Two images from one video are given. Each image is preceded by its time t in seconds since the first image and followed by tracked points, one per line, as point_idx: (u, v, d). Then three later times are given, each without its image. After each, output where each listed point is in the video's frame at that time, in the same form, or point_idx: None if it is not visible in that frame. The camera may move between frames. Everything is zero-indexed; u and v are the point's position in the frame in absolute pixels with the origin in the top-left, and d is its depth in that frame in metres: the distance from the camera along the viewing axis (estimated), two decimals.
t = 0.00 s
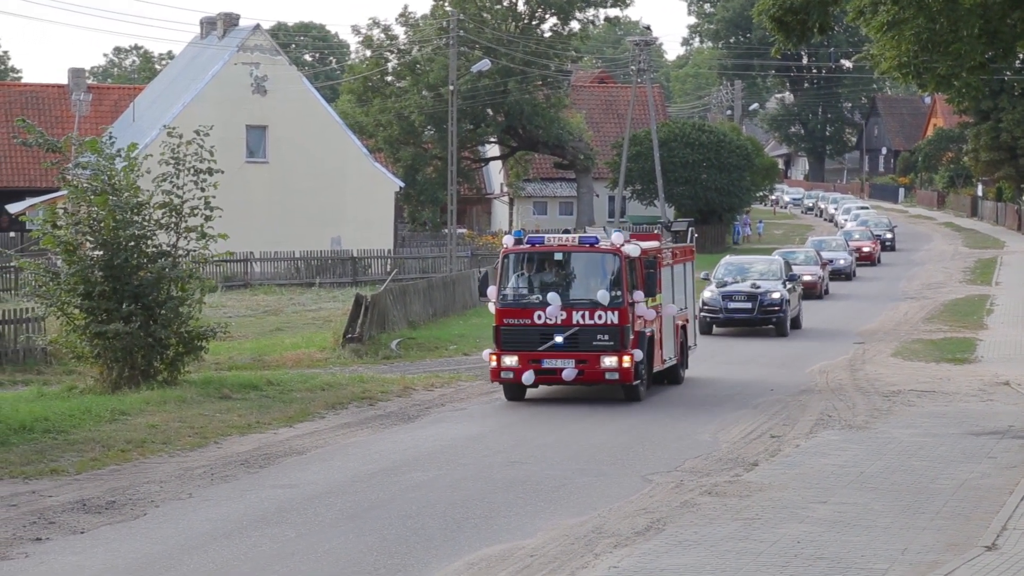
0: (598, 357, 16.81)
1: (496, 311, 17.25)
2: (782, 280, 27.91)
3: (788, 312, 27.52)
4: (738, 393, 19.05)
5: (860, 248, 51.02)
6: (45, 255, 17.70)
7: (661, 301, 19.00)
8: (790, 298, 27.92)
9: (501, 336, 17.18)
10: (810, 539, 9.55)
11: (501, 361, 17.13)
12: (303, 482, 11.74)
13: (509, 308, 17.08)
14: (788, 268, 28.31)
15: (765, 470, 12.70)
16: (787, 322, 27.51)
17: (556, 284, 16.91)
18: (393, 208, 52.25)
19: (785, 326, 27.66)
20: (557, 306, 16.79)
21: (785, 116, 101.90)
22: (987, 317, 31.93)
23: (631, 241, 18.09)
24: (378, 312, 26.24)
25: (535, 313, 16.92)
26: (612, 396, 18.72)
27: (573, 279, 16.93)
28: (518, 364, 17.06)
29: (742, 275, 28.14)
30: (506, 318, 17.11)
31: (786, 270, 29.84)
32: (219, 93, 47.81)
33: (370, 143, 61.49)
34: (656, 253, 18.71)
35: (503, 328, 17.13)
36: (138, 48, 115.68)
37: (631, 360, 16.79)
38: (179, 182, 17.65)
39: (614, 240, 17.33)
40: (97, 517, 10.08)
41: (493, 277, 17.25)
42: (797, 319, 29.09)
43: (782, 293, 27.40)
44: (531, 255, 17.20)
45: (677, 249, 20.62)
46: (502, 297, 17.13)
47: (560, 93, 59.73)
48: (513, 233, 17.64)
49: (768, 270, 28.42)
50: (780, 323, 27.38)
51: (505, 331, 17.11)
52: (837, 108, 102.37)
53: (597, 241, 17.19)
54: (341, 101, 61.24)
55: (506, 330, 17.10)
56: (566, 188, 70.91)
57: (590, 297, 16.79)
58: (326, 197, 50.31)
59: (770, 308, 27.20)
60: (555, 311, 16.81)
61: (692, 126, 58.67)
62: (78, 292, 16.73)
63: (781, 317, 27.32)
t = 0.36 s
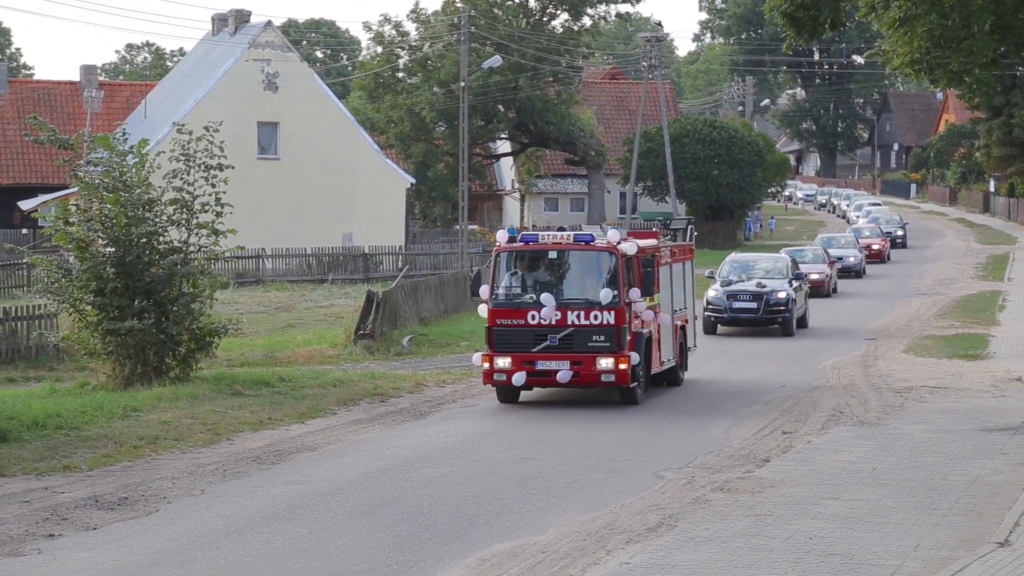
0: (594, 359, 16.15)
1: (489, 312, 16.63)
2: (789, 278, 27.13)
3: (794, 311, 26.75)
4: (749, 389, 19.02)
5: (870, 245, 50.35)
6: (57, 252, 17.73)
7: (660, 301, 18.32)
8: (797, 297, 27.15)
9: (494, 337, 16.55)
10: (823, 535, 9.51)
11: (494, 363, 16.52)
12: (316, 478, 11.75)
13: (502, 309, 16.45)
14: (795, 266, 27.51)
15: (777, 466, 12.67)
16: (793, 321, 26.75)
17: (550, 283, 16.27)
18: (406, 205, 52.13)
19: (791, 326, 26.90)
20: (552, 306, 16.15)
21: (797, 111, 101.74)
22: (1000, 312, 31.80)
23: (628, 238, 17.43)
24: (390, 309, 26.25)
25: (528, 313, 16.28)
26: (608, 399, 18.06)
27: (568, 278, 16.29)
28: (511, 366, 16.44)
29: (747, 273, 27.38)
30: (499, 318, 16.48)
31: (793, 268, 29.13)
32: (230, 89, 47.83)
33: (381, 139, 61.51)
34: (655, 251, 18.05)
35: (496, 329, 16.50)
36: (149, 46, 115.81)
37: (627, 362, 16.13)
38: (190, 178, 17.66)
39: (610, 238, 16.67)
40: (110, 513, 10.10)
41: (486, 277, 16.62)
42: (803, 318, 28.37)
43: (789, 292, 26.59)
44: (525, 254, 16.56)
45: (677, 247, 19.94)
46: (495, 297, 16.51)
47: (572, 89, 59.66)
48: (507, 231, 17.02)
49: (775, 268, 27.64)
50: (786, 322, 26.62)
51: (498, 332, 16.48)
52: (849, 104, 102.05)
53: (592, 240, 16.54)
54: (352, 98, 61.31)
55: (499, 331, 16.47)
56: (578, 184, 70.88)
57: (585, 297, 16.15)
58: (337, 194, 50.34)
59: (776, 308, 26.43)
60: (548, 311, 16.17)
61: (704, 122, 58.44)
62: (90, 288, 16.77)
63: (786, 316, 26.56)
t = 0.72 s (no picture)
0: (590, 360, 15.53)
1: (481, 311, 15.99)
2: (794, 275, 26.56)
3: (800, 309, 26.19)
4: (761, 385, 18.99)
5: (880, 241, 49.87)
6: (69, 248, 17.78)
7: (658, 300, 17.65)
8: (802, 295, 26.58)
9: (486, 338, 15.91)
10: (834, 530, 9.48)
11: (486, 364, 15.88)
12: (328, 474, 11.77)
13: (494, 308, 15.82)
14: (801, 263, 26.94)
15: (790, 461, 12.64)
16: (798, 319, 26.18)
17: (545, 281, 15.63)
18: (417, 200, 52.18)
19: (797, 324, 26.33)
20: (546, 305, 15.51)
21: (809, 106, 101.54)
22: (1012, 307, 31.69)
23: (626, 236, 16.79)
24: (401, 304, 26.23)
25: (522, 313, 15.65)
26: (604, 400, 17.41)
27: (562, 277, 15.64)
28: (504, 367, 15.80)
29: (752, 271, 26.82)
30: (491, 318, 15.84)
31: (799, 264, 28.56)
32: (242, 85, 47.84)
33: (392, 135, 61.52)
34: (653, 249, 17.37)
35: (488, 329, 15.86)
36: (160, 42, 115.89)
37: (625, 363, 15.50)
38: (201, 173, 17.68)
39: (607, 235, 16.03)
40: (122, 509, 10.13)
41: (478, 275, 15.98)
42: (809, 315, 27.86)
43: (794, 289, 26.00)
44: (519, 250, 15.92)
45: (676, 245, 19.29)
46: (487, 296, 15.86)
47: (583, 85, 59.57)
48: (501, 228, 16.37)
49: (780, 265, 27.07)
50: (791, 320, 26.05)
51: (490, 332, 15.84)
52: (860, 99, 101.77)
53: (588, 237, 15.90)
54: (364, 94, 61.31)
55: (491, 330, 15.83)
56: (589, 179, 70.86)
57: (580, 296, 15.52)
58: (349, 190, 50.36)
59: (781, 306, 25.86)
60: (543, 310, 15.53)
61: (715, 117, 58.27)
62: (102, 284, 16.82)
63: (792, 314, 25.99)
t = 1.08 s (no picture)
0: (583, 360, 14.80)
1: (471, 310, 15.23)
2: (800, 270, 25.99)
3: (806, 304, 25.58)
4: (771, 378, 18.94)
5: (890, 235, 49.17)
6: (82, 240, 17.83)
7: (655, 297, 16.88)
8: (808, 290, 25.96)
9: (477, 337, 15.16)
10: (846, 523, 9.46)
11: (476, 365, 15.14)
12: (339, 466, 11.78)
13: (485, 307, 15.06)
14: (807, 258, 26.37)
15: (801, 454, 12.61)
16: (804, 315, 25.58)
17: (537, 280, 14.88)
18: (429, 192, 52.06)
19: (802, 320, 25.72)
20: (538, 304, 14.76)
21: (821, 99, 101.39)
22: None
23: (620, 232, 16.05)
24: (413, 297, 26.24)
25: (513, 312, 14.90)
26: (600, 400, 16.66)
27: (554, 274, 14.90)
28: (495, 369, 15.06)
29: (758, 266, 26.25)
30: (482, 317, 15.09)
31: (806, 259, 27.95)
32: (254, 78, 47.85)
33: (403, 127, 61.50)
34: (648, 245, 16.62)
35: (478, 328, 15.11)
36: (172, 35, 115.87)
37: (620, 363, 14.78)
38: (213, 167, 17.69)
39: (600, 231, 15.27)
40: (134, 501, 10.15)
41: (468, 273, 15.24)
42: (816, 313, 27.21)
43: (800, 284, 25.42)
44: (509, 247, 15.16)
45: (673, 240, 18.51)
46: (476, 295, 15.12)
47: (594, 78, 59.41)
48: (491, 224, 15.62)
49: (786, 261, 26.49)
50: (797, 316, 25.46)
51: (480, 332, 15.10)
52: (872, 91, 101.41)
53: (581, 233, 15.16)
54: (375, 87, 61.31)
55: (482, 330, 15.08)
56: (600, 172, 70.81)
57: (574, 294, 14.79)
58: (361, 184, 50.32)
59: (786, 301, 25.27)
60: (535, 309, 14.80)
61: (727, 109, 58.11)
62: (114, 277, 16.86)
63: (798, 310, 25.39)
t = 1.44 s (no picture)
0: (576, 355, 14.26)
1: (460, 304, 14.70)
2: (807, 261, 25.30)
3: (813, 296, 24.84)
4: (783, 366, 18.89)
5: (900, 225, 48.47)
6: (95, 230, 17.87)
7: (651, 290, 16.27)
8: (815, 281, 25.23)
9: (466, 332, 14.64)
10: (858, 512, 9.44)
11: (465, 360, 14.62)
12: (352, 455, 11.80)
13: (475, 300, 14.54)
14: (814, 248, 25.69)
15: (813, 443, 12.59)
16: (811, 307, 24.85)
17: (528, 273, 14.34)
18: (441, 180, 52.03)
19: (808, 312, 24.98)
20: (529, 297, 14.23)
21: (834, 87, 100.80)
22: None
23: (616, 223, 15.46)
24: (425, 286, 26.20)
25: (503, 306, 14.37)
26: (594, 396, 16.08)
27: (546, 267, 14.35)
28: (484, 365, 14.54)
29: (763, 257, 25.55)
30: (471, 311, 14.57)
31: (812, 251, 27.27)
32: (267, 67, 47.81)
33: (415, 116, 61.47)
34: (645, 236, 15.99)
35: (467, 323, 14.58)
36: (184, 24, 115.83)
37: (614, 358, 14.24)
38: (226, 156, 17.70)
39: (594, 222, 14.70)
40: (148, 490, 10.19)
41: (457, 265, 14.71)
42: (822, 304, 26.46)
43: (806, 275, 24.70)
44: (499, 238, 14.59)
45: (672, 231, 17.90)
46: (465, 288, 14.58)
47: (607, 66, 59.28)
48: (482, 214, 15.07)
49: (792, 252, 25.80)
50: (803, 308, 24.75)
51: (469, 326, 14.58)
52: (885, 80, 101.11)
53: (574, 224, 14.58)
54: (387, 76, 61.23)
55: (471, 324, 14.56)
56: (612, 161, 70.74)
57: (566, 288, 14.25)
58: (374, 173, 50.30)
59: (793, 293, 24.56)
60: (526, 302, 14.26)
61: (740, 98, 57.72)
62: (127, 266, 16.91)
63: (804, 301, 24.67)
